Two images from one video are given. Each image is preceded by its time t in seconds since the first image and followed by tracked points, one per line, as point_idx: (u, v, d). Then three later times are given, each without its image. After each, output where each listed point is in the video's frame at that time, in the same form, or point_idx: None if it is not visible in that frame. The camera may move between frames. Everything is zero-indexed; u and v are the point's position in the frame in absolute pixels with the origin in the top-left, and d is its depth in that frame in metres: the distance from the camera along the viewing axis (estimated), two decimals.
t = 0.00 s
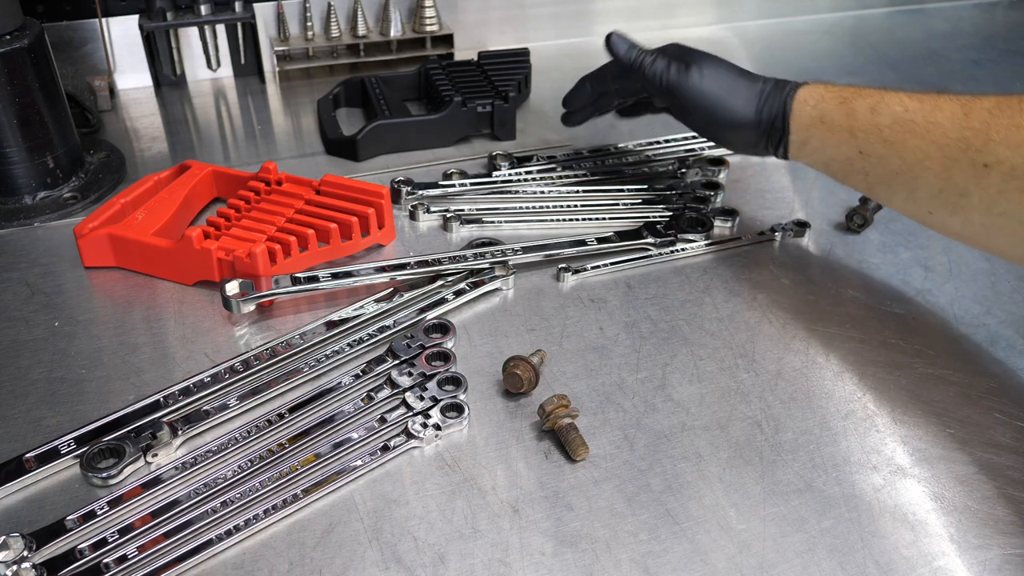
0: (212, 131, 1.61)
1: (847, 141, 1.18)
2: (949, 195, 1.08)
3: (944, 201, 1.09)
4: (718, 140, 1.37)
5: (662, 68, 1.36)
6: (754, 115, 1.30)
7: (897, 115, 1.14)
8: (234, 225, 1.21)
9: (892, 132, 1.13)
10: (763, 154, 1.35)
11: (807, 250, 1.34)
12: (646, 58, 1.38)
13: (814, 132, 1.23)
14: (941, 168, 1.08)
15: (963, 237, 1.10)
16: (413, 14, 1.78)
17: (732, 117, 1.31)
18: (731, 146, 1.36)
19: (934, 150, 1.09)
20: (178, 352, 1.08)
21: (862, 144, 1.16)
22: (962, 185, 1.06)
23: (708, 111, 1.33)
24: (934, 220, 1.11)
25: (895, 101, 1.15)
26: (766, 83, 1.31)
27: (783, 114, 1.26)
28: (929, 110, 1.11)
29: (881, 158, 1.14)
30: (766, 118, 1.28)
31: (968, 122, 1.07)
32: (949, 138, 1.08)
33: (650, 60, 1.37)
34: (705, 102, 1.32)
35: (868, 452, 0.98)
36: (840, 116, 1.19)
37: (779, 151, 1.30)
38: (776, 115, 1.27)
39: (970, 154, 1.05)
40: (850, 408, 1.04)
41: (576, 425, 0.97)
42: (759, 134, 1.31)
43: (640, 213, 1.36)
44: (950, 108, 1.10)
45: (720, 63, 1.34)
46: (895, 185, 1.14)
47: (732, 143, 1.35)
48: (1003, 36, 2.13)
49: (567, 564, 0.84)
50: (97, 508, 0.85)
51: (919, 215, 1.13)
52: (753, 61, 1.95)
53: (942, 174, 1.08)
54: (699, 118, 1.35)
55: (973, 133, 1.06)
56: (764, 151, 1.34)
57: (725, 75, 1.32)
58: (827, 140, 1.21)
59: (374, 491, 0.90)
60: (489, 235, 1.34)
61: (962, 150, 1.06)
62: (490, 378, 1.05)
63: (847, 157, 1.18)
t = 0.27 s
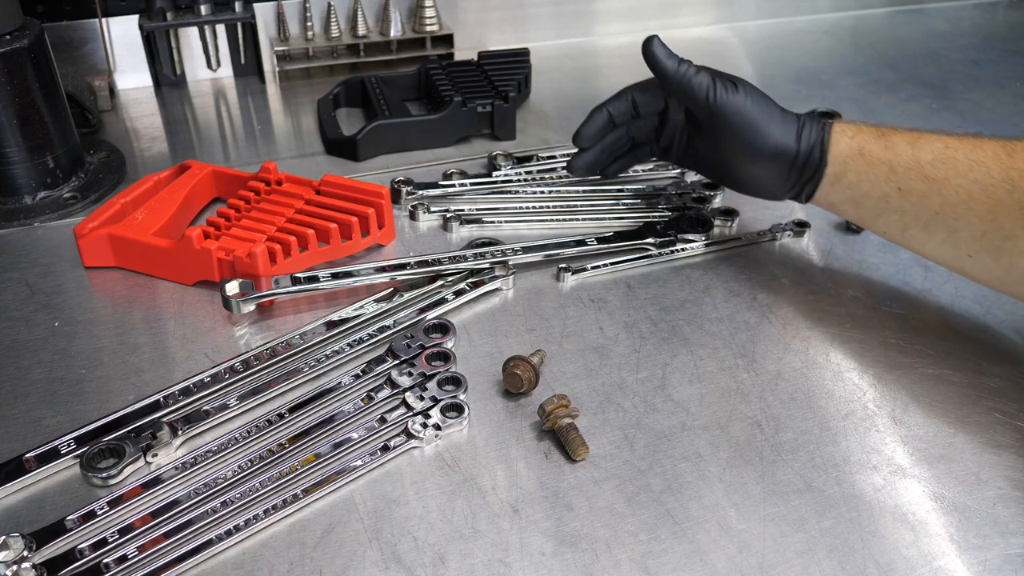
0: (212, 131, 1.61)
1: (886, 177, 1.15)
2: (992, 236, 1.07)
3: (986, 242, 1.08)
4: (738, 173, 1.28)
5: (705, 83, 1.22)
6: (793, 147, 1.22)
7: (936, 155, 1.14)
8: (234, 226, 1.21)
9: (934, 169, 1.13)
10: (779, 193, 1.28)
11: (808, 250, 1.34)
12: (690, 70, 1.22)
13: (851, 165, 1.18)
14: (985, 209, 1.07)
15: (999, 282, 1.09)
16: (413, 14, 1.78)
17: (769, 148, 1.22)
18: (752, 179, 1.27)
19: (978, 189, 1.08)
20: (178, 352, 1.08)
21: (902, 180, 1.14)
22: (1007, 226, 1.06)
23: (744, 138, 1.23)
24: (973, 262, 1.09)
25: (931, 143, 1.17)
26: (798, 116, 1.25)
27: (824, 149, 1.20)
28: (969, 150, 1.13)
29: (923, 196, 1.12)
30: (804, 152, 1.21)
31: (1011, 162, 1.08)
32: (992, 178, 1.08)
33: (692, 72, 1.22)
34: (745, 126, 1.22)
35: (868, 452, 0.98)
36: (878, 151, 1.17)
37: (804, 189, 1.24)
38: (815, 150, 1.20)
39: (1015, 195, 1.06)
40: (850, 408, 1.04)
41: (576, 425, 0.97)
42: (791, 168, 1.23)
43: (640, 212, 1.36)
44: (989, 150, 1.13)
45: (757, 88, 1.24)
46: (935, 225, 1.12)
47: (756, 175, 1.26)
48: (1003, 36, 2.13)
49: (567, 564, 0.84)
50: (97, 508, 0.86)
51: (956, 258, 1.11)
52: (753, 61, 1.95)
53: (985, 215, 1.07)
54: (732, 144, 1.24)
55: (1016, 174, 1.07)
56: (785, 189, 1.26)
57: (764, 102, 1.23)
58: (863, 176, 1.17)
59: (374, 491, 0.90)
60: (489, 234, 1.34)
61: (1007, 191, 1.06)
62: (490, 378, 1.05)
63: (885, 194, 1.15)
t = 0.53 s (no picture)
0: (212, 131, 1.61)
1: (911, 111, 1.08)
2: (1009, 183, 1.03)
3: (1002, 189, 1.04)
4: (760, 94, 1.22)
5: None
6: (821, 70, 1.15)
7: (969, 92, 1.05)
8: (234, 225, 1.21)
9: (961, 107, 1.05)
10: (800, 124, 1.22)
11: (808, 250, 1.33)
12: None
13: (877, 96, 1.11)
14: (1009, 155, 1.02)
15: (1008, 232, 1.06)
16: (413, 14, 1.78)
17: (798, 67, 1.16)
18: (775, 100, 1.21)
19: (1004, 135, 1.02)
20: (178, 352, 1.08)
21: (926, 117, 1.07)
22: None
23: (773, 44, 1.17)
24: (987, 210, 1.06)
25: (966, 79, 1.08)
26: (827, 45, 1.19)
27: (851, 75, 1.13)
28: (1002, 90, 1.04)
29: (946, 135, 1.06)
30: (832, 76, 1.14)
31: None
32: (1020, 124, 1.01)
33: None
34: (775, 32, 1.16)
35: (868, 452, 0.98)
36: (906, 83, 1.10)
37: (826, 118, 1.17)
38: (844, 75, 1.14)
39: None
40: (851, 408, 1.04)
41: (576, 425, 0.97)
42: (816, 93, 1.17)
43: (640, 213, 1.36)
44: None
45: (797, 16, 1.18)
46: (950, 167, 1.07)
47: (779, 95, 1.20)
48: (1003, 36, 2.13)
49: (567, 564, 0.84)
50: (97, 508, 0.85)
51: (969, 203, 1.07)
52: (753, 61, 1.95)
53: (1007, 162, 1.02)
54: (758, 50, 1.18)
55: None
56: (805, 120, 1.21)
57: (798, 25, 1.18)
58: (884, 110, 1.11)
59: (374, 491, 0.90)
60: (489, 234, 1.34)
61: None
62: (490, 378, 1.05)
63: (906, 129, 1.09)
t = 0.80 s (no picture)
0: (212, 131, 1.61)
1: (849, 62, 1.07)
2: (942, 132, 1.01)
3: (936, 140, 1.02)
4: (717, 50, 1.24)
5: None
6: (766, 25, 1.16)
7: (906, 45, 1.04)
8: (233, 225, 1.21)
9: (899, 59, 1.03)
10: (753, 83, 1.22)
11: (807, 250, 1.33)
12: None
13: (819, 47, 1.10)
14: (939, 102, 1.00)
15: (941, 182, 1.04)
16: (413, 14, 1.78)
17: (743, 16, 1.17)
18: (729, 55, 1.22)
19: (932, 86, 1.01)
20: (178, 352, 1.08)
21: (865, 67, 1.05)
22: (958, 122, 0.99)
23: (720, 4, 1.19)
24: (920, 161, 1.04)
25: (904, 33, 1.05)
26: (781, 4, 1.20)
27: (797, 29, 1.13)
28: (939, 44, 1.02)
29: (883, 85, 1.04)
30: (776, 31, 1.15)
31: (974, 59, 0.99)
32: (952, 72, 0.99)
33: None
34: None
35: (868, 452, 0.98)
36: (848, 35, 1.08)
37: (773, 74, 1.17)
38: (789, 29, 1.14)
39: (971, 90, 0.97)
40: (850, 408, 1.04)
41: (576, 425, 0.97)
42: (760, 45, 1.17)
43: (640, 213, 1.36)
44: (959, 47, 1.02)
45: None
46: (886, 120, 1.05)
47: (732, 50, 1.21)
48: (1003, 36, 2.13)
49: (567, 564, 0.84)
50: (97, 508, 0.86)
51: (903, 156, 1.06)
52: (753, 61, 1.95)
53: (938, 110, 1.00)
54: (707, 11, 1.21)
55: (975, 69, 0.98)
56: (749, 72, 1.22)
57: None
58: (829, 62, 1.09)
59: (374, 491, 0.90)
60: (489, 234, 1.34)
61: (961, 87, 0.98)
62: (490, 378, 1.05)
63: (844, 82, 1.07)
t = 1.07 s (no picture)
0: (212, 131, 1.61)
1: (815, 133, 1.26)
2: (899, 189, 1.10)
3: (896, 197, 1.11)
4: (687, 138, 1.46)
5: (656, 48, 1.44)
6: (733, 107, 1.38)
7: (863, 113, 1.22)
8: (234, 226, 1.21)
9: (857, 127, 1.21)
10: (737, 148, 1.41)
11: (807, 250, 1.33)
12: (649, 35, 1.46)
13: (785, 121, 1.32)
14: (894, 162, 1.12)
15: (908, 236, 1.11)
16: (413, 14, 1.78)
17: (712, 108, 1.39)
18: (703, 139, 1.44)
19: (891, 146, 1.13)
20: (179, 352, 1.08)
21: (829, 135, 1.24)
22: (910, 178, 1.09)
23: (688, 98, 1.41)
24: (884, 216, 1.13)
25: (863, 103, 1.24)
26: (746, 83, 1.40)
27: (763, 105, 1.35)
28: (894, 112, 1.18)
29: (844, 151, 1.20)
30: (744, 110, 1.37)
31: (925, 122, 1.11)
32: (906, 135, 1.12)
33: (650, 37, 1.46)
34: (689, 88, 1.40)
35: (868, 452, 0.98)
36: (814, 110, 1.29)
37: (752, 143, 1.37)
38: (755, 107, 1.36)
39: (921, 150, 1.09)
40: (850, 408, 1.04)
41: (576, 425, 0.97)
42: (735, 128, 1.39)
43: (640, 213, 1.36)
44: (914, 112, 1.15)
45: (709, 61, 1.42)
46: (853, 180, 1.18)
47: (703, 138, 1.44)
48: (1003, 36, 2.13)
49: (567, 564, 0.84)
50: (97, 508, 0.86)
51: (873, 212, 1.15)
52: (753, 61, 1.95)
53: (893, 169, 1.12)
54: (676, 103, 1.43)
55: (926, 132, 1.09)
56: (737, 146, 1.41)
57: (711, 70, 1.41)
58: (799, 132, 1.29)
59: (374, 491, 0.90)
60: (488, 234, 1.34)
61: (914, 148, 1.10)
62: (490, 378, 1.05)
63: (814, 150, 1.26)
